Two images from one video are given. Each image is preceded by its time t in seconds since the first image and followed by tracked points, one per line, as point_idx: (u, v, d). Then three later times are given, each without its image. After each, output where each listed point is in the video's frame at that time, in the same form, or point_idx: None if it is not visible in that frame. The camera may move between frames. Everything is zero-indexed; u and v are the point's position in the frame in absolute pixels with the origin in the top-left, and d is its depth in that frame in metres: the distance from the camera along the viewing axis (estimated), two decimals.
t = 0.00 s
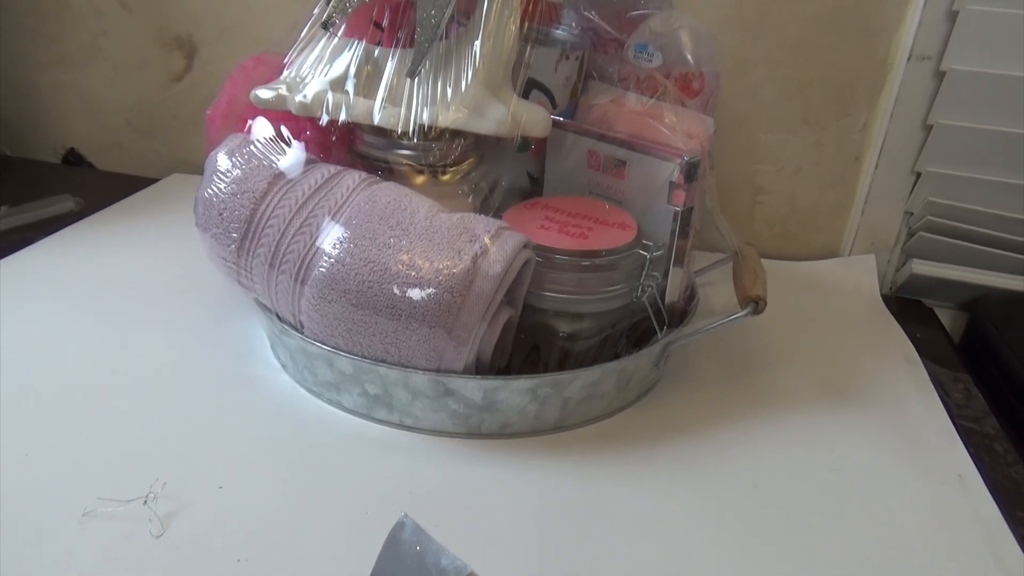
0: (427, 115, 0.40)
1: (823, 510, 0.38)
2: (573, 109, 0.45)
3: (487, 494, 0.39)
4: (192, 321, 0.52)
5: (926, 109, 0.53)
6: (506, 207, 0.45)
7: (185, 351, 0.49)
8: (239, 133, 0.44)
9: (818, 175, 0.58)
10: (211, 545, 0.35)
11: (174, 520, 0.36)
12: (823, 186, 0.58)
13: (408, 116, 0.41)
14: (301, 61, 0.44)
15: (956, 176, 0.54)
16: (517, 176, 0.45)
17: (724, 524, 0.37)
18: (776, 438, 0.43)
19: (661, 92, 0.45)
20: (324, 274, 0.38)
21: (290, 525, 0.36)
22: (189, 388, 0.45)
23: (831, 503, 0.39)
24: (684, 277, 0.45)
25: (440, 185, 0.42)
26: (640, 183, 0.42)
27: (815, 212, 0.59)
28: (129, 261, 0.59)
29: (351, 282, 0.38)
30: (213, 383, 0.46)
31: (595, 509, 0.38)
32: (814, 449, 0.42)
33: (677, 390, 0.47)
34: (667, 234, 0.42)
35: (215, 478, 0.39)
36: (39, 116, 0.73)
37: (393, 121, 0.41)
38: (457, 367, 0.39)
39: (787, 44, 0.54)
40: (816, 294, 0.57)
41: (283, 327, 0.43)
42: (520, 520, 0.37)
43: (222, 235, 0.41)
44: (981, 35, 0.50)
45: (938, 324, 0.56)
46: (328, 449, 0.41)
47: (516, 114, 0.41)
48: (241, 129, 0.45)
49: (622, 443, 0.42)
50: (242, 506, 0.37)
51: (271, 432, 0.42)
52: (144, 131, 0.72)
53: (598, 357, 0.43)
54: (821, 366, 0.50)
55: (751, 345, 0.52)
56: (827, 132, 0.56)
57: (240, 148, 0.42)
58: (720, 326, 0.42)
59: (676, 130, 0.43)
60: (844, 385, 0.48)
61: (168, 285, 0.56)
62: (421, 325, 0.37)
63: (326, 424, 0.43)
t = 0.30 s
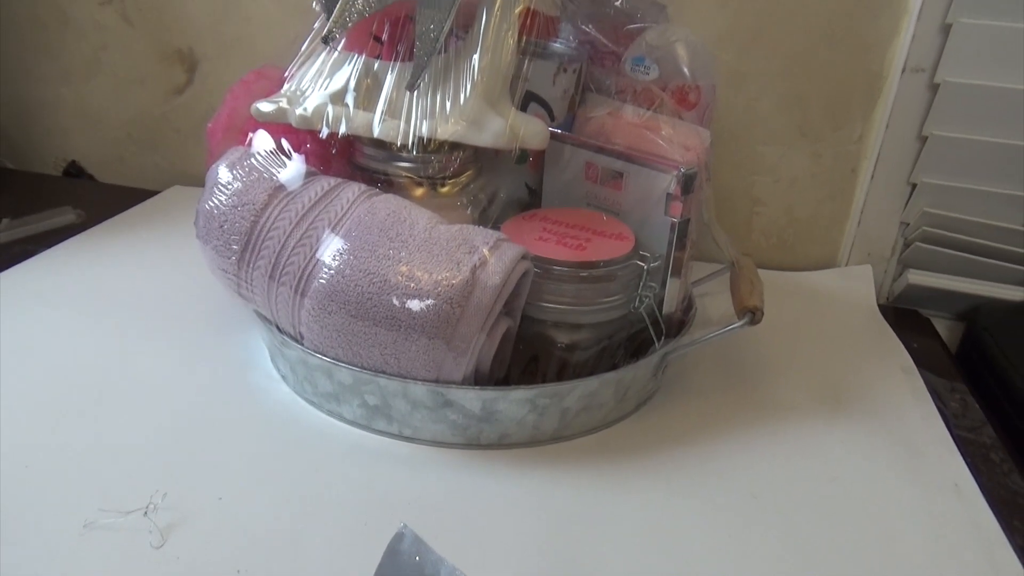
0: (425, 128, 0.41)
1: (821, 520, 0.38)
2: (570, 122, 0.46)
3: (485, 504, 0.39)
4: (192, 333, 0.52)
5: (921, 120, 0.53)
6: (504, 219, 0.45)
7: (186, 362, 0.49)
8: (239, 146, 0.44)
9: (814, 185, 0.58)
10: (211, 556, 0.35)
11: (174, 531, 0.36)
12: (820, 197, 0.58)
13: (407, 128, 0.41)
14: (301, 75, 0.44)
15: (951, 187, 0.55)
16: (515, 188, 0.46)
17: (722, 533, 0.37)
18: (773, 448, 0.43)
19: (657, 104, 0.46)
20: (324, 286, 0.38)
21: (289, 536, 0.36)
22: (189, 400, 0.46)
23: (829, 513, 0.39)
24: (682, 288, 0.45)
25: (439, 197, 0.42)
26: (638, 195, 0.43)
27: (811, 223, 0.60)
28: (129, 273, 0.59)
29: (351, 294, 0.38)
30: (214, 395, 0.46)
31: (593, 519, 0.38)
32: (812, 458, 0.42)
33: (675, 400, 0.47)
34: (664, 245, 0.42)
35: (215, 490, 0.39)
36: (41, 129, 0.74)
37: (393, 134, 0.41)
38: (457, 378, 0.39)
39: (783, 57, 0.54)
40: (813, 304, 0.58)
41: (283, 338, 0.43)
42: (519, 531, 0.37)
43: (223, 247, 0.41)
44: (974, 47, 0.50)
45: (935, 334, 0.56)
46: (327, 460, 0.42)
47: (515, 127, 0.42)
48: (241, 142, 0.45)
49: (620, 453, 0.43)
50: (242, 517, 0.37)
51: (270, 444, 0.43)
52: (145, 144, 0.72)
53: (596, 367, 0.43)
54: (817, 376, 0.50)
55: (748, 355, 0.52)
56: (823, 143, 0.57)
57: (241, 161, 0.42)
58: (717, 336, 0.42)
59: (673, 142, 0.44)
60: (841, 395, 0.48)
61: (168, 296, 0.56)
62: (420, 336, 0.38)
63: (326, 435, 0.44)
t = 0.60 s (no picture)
0: (425, 145, 0.41)
1: (820, 535, 0.38)
2: (568, 138, 0.46)
3: (484, 519, 0.39)
4: (191, 348, 0.52)
5: (916, 136, 0.54)
6: (502, 234, 0.45)
7: (185, 377, 0.49)
8: (240, 162, 0.45)
9: (811, 200, 0.58)
10: (210, 572, 0.35)
11: (173, 546, 0.36)
12: (816, 212, 0.59)
13: (407, 145, 0.41)
14: (301, 92, 0.44)
15: (946, 202, 0.55)
16: (514, 204, 0.46)
17: (721, 548, 0.37)
18: (771, 462, 0.43)
19: (654, 120, 0.47)
20: (324, 301, 0.39)
21: (288, 551, 0.36)
22: (188, 414, 0.46)
23: (827, 527, 0.39)
24: (680, 302, 0.45)
25: (438, 214, 0.43)
26: (636, 210, 0.43)
27: (808, 238, 0.60)
28: (129, 288, 0.60)
29: (350, 308, 0.38)
30: (214, 410, 0.46)
31: (592, 534, 0.38)
32: (810, 472, 0.42)
33: (673, 414, 0.47)
34: (661, 260, 0.43)
35: (214, 505, 0.39)
36: (43, 146, 0.74)
37: (392, 150, 0.41)
38: (456, 392, 0.39)
39: (778, 74, 0.55)
40: (811, 319, 0.58)
41: (283, 353, 0.43)
42: (518, 546, 0.37)
43: (224, 263, 0.42)
44: (967, 64, 0.51)
45: (933, 348, 0.56)
46: (327, 475, 0.42)
47: (513, 143, 0.42)
48: (242, 159, 0.46)
49: (619, 467, 0.43)
50: (240, 532, 0.37)
51: (270, 459, 0.43)
52: (146, 161, 0.73)
53: (595, 382, 0.43)
54: (815, 389, 0.50)
55: (745, 369, 0.52)
56: (819, 159, 0.57)
57: (242, 177, 0.43)
58: (715, 351, 0.42)
59: (670, 158, 0.44)
60: (839, 409, 0.48)
61: (168, 311, 0.57)
62: (419, 350, 0.38)
63: (325, 450, 0.44)
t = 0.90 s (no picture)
0: (424, 157, 0.42)
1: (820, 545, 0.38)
2: (567, 150, 0.47)
3: (484, 530, 0.39)
4: (191, 359, 0.53)
5: (913, 147, 0.54)
6: (501, 245, 0.45)
7: (185, 388, 0.49)
8: (241, 174, 0.45)
9: (809, 211, 0.59)
10: None
11: (173, 558, 0.36)
12: (814, 223, 0.59)
13: (406, 157, 0.42)
14: (302, 104, 0.45)
15: (944, 214, 0.55)
16: (513, 215, 0.46)
17: (721, 558, 0.37)
18: (771, 472, 0.43)
19: (653, 132, 0.47)
20: (324, 312, 0.39)
21: (288, 562, 0.36)
22: (188, 426, 0.46)
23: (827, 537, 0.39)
24: (678, 313, 0.45)
25: (437, 225, 0.43)
26: (634, 221, 0.43)
27: (807, 249, 0.60)
28: (128, 299, 0.60)
29: (350, 319, 0.38)
30: (213, 421, 0.46)
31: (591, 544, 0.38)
32: (810, 483, 0.42)
33: (672, 425, 0.47)
34: (660, 271, 0.43)
35: (214, 516, 0.39)
36: (44, 158, 0.75)
37: (392, 162, 0.42)
38: (455, 403, 0.39)
39: (776, 86, 0.55)
40: (809, 329, 0.58)
41: (282, 364, 0.43)
42: (518, 556, 0.37)
43: (224, 274, 0.42)
44: (963, 77, 0.51)
45: (931, 358, 0.56)
46: (326, 486, 0.42)
47: (512, 155, 0.42)
48: (242, 171, 0.46)
49: (619, 477, 0.43)
50: (240, 543, 0.37)
51: (270, 470, 0.43)
52: (146, 172, 0.73)
53: (594, 392, 0.44)
54: (814, 400, 0.50)
55: (744, 380, 0.52)
56: (817, 170, 0.57)
57: (242, 189, 0.43)
58: (714, 361, 0.42)
59: (668, 170, 0.44)
60: (837, 420, 0.48)
61: (168, 323, 0.57)
62: (418, 361, 0.38)
63: (324, 461, 0.44)
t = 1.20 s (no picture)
0: (424, 169, 0.42)
1: (819, 557, 0.38)
2: (566, 162, 0.47)
3: (483, 543, 0.39)
4: (189, 372, 0.52)
5: (909, 160, 0.55)
6: (500, 258, 0.46)
7: (185, 401, 0.49)
8: (241, 187, 0.45)
9: (806, 223, 0.59)
10: None
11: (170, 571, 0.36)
12: (812, 235, 0.59)
13: (405, 170, 0.42)
14: (302, 118, 0.45)
15: (940, 226, 0.56)
16: (512, 227, 0.47)
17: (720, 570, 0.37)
18: (770, 484, 0.43)
19: (651, 145, 0.47)
20: (323, 324, 0.39)
21: None
22: (187, 438, 0.46)
23: (826, 549, 0.39)
24: (677, 325, 0.45)
25: (437, 237, 0.43)
26: (633, 234, 0.43)
27: (804, 261, 0.61)
28: (128, 312, 0.60)
29: (349, 331, 0.38)
30: (212, 434, 0.46)
31: (590, 557, 0.38)
32: (810, 496, 0.42)
33: (671, 437, 0.47)
34: (658, 282, 0.43)
35: (212, 529, 0.39)
36: (44, 171, 0.75)
37: (391, 175, 0.42)
38: (454, 415, 0.39)
39: (773, 99, 0.56)
40: (807, 341, 0.58)
41: (282, 376, 0.43)
42: (516, 569, 0.37)
43: (223, 286, 0.42)
44: (957, 89, 0.52)
45: (929, 370, 0.56)
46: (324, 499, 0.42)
47: (511, 168, 0.42)
48: (242, 184, 0.46)
49: (618, 490, 0.43)
50: (238, 556, 0.37)
51: (268, 482, 0.43)
52: (147, 186, 0.74)
53: (593, 404, 0.44)
54: (813, 411, 0.50)
55: (743, 392, 0.52)
56: (814, 183, 0.58)
57: (242, 202, 0.43)
58: (712, 373, 0.42)
59: (665, 182, 0.45)
60: (836, 431, 0.48)
61: (167, 336, 0.57)
62: (417, 373, 0.38)
63: (323, 473, 0.44)
